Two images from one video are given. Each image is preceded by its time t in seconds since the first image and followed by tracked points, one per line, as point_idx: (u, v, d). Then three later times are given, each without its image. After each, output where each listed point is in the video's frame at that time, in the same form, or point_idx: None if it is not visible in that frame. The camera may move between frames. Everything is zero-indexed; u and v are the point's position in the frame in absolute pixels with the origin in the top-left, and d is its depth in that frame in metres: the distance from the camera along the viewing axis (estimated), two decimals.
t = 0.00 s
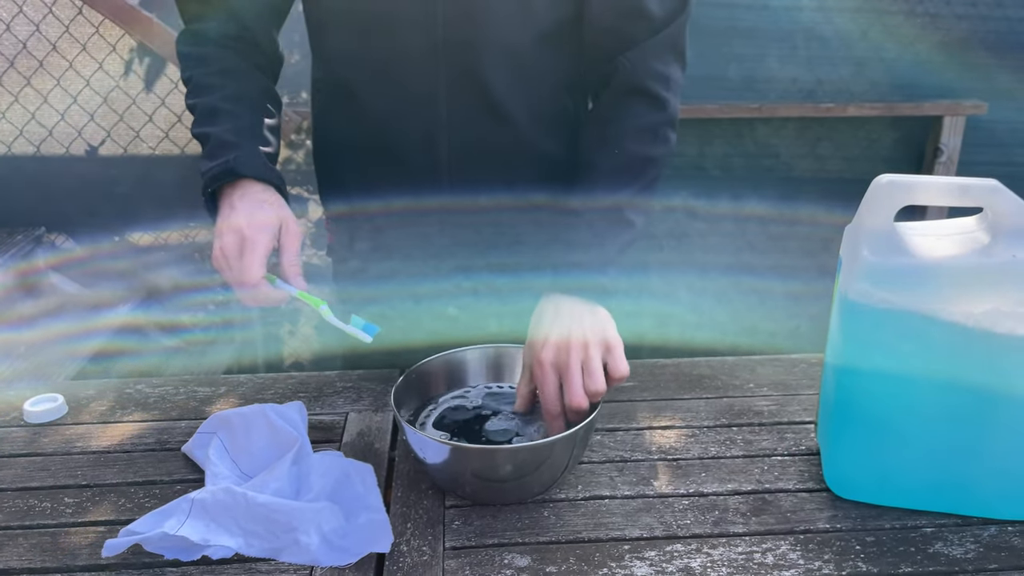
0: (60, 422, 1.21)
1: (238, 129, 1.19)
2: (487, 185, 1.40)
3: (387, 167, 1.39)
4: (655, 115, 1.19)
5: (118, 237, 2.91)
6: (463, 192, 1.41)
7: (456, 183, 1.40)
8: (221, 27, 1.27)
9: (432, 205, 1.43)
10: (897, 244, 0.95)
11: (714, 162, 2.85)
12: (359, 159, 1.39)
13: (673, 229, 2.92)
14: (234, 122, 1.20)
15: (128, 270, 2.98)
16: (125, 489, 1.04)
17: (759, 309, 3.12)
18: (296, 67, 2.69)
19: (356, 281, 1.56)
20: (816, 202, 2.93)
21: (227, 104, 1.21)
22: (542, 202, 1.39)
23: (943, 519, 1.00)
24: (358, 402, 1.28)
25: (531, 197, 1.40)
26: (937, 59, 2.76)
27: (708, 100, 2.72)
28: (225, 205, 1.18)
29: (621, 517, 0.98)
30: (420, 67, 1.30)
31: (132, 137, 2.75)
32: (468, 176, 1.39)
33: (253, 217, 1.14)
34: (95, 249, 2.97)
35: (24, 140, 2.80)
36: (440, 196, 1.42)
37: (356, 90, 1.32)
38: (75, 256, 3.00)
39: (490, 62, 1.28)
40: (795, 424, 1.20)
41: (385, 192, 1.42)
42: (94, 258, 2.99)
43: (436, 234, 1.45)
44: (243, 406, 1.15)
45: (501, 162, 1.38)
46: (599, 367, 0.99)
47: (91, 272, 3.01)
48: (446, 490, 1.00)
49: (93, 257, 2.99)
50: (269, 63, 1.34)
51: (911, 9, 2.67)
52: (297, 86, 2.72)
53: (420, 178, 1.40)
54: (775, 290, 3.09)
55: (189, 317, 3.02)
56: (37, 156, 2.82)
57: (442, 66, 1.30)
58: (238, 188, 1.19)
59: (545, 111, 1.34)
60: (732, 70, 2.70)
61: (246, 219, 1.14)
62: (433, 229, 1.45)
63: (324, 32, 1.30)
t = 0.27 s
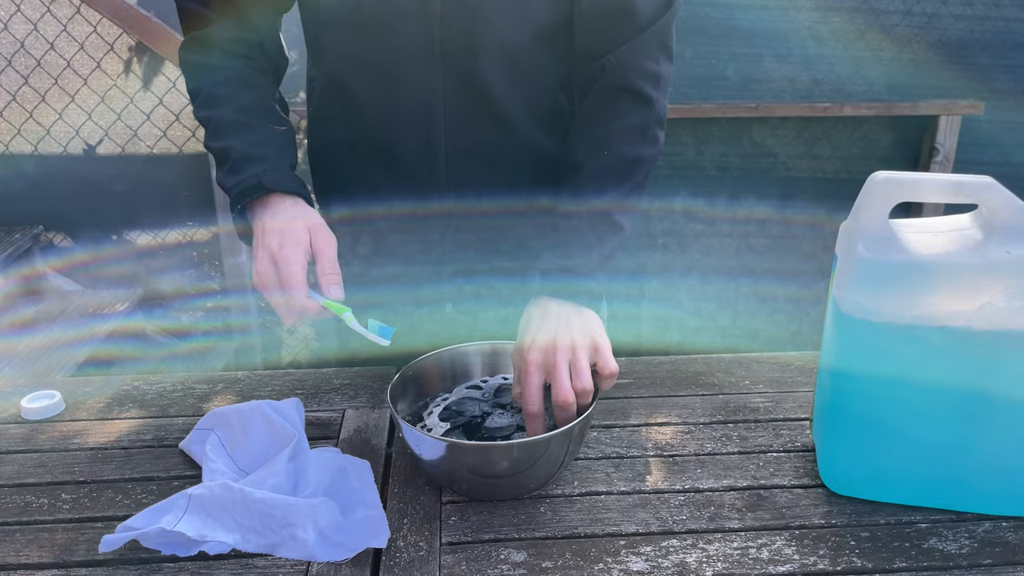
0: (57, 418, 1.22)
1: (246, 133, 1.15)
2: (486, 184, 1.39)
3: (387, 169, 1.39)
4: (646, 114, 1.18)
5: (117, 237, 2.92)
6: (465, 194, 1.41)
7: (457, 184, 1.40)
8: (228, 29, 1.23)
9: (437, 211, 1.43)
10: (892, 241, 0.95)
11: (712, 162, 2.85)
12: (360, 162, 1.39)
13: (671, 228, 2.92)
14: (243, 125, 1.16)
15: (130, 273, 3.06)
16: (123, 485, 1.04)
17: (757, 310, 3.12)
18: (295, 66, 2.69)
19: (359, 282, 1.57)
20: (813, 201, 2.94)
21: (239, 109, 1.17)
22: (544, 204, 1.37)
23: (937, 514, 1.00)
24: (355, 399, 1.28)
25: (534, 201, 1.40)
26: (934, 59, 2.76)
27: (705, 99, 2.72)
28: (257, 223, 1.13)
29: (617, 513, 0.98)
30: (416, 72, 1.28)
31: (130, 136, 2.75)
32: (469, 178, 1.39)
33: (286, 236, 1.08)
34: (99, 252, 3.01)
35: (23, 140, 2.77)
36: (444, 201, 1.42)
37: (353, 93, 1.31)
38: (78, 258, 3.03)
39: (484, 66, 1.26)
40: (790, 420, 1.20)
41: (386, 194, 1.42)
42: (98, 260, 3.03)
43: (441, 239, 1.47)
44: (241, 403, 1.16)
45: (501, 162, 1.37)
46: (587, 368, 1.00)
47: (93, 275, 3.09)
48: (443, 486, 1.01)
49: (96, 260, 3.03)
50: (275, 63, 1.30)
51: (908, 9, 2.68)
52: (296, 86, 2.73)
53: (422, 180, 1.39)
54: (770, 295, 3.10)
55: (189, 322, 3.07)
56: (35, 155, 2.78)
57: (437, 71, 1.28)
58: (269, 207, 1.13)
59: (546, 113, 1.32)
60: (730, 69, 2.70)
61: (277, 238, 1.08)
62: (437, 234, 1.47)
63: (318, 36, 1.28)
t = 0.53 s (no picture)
0: (54, 416, 1.21)
1: (271, 140, 1.15)
2: (485, 182, 1.39)
3: (387, 169, 1.37)
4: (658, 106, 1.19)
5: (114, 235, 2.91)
6: (464, 195, 1.41)
7: (458, 184, 1.39)
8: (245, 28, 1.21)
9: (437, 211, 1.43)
10: (893, 240, 0.95)
11: (711, 160, 2.85)
12: (357, 161, 1.37)
13: (670, 227, 2.92)
14: (256, 129, 1.14)
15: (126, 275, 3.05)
16: (119, 483, 1.04)
17: (755, 309, 3.12)
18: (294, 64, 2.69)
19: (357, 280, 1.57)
20: (812, 200, 2.94)
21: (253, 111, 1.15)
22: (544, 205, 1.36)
23: (936, 512, 1.00)
24: (353, 396, 1.28)
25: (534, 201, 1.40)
26: (933, 57, 2.76)
27: (704, 97, 2.72)
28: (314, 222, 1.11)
29: (615, 511, 0.98)
30: (418, 70, 1.27)
31: (126, 134, 2.75)
32: (469, 177, 1.38)
33: (351, 233, 1.07)
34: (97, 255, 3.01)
35: (19, 137, 2.76)
36: (443, 201, 1.42)
37: (352, 91, 1.29)
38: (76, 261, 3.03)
39: (488, 64, 1.25)
40: (789, 418, 1.20)
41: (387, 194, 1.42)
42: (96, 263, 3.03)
43: (441, 239, 1.46)
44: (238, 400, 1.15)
45: (502, 161, 1.37)
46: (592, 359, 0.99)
47: (92, 278, 3.08)
48: (441, 484, 1.00)
49: (95, 263, 3.04)
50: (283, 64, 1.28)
51: (907, 8, 2.68)
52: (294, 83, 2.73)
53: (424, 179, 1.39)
54: (769, 294, 3.09)
55: (187, 324, 3.07)
56: (30, 153, 2.77)
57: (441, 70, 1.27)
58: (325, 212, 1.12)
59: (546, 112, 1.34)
60: (729, 67, 2.70)
61: (344, 234, 1.07)
62: (437, 234, 1.45)
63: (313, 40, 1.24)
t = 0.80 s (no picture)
0: (53, 414, 1.22)
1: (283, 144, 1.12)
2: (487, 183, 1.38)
3: (389, 169, 1.37)
4: (664, 102, 1.19)
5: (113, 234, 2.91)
6: (464, 196, 1.39)
7: (460, 185, 1.38)
8: (269, 31, 1.15)
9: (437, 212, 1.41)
10: (891, 239, 0.95)
11: (709, 161, 2.85)
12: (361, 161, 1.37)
13: (668, 227, 2.92)
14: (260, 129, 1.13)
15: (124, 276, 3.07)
16: (119, 481, 1.04)
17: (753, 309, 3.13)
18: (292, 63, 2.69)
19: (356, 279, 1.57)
20: (809, 200, 2.95)
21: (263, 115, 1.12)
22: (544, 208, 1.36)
23: (934, 511, 1.00)
24: (352, 395, 1.28)
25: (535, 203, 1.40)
26: (930, 58, 2.77)
27: (702, 97, 2.72)
28: (372, 240, 1.05)
29: (614, 509, 0.98)
30: (418, 68, 1.26)
31: (125, 132, 2.74)
32: (472, 178, 1.37)
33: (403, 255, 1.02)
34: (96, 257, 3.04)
35: (18, 136, 2.75)
36: (441, 203, 1.40)
37: (355, 91, 1.28)
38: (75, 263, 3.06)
39: (489, 62, 1.25)
40: (786, 416, 1.20)
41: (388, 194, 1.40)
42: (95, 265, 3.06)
43: (441, 242, 1.41)
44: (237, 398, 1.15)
45: (505, 161, 1.36)
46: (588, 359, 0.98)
47: (90, 280, 3.10)
48: (440, 481, 1.01)
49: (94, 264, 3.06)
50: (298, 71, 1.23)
51: (904, 8, 2.69)
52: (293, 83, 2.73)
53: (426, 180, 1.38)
54: (767, 293, 3.10)
55: (186, 325, 3.08)
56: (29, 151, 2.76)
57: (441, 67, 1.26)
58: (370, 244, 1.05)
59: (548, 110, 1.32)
60: (728, 67, 2.70)
61: (408, 260, 1.01)
62: (437, 238, 1.41)
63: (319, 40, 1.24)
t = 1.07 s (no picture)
0: (50, 413, 1.21)
1: (272, 137, 1.11)
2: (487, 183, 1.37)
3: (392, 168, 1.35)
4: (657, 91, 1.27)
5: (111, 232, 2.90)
6: (463, 197, 1.39)
7: (460, 186, 1.37)
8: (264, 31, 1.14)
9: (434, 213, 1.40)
10: (893, 237, 0.94)
11: (708, 160, 2.84)
12: (361, 164, 1.35)
13: (667, 226, 2.91)
14: (258, 126, 1.12)
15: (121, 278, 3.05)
16: (116, 480, 1.03)
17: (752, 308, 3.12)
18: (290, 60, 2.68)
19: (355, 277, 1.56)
20: (809, 199, 2.94)
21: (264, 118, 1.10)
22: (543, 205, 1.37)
23: (935, 511, 1.00)
24: (350, 394, 1.27)
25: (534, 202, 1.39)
26: (930, 57, 2.77)
27: (701, 96, 2.71)
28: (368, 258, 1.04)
29: (613, 509, 0.98)
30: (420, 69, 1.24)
31: (123, 130, 2.74)
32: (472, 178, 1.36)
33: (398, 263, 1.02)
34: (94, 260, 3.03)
35: (14, 133, 2.74)
36: (442, 204, 1.39)
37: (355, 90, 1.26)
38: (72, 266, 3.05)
39: (491, 62, 1.24)
40: (787, 416, 1.20)
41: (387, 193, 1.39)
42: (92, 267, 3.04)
43: (440, 243, 1.41)
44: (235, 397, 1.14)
45: (505, 160, 1.35)
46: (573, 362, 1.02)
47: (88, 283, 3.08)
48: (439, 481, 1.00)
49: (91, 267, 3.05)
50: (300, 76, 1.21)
51: (904, 8, 2.69)
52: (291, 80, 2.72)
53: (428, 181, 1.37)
54: (766, 292, 3.09)
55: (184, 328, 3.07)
56: (26, 149, 2.75)
57: (442, 69, 1.24)
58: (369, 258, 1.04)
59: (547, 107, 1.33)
60: (728, 66, 2.69)
61: (405, 268, 1.00)
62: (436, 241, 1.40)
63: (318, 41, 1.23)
